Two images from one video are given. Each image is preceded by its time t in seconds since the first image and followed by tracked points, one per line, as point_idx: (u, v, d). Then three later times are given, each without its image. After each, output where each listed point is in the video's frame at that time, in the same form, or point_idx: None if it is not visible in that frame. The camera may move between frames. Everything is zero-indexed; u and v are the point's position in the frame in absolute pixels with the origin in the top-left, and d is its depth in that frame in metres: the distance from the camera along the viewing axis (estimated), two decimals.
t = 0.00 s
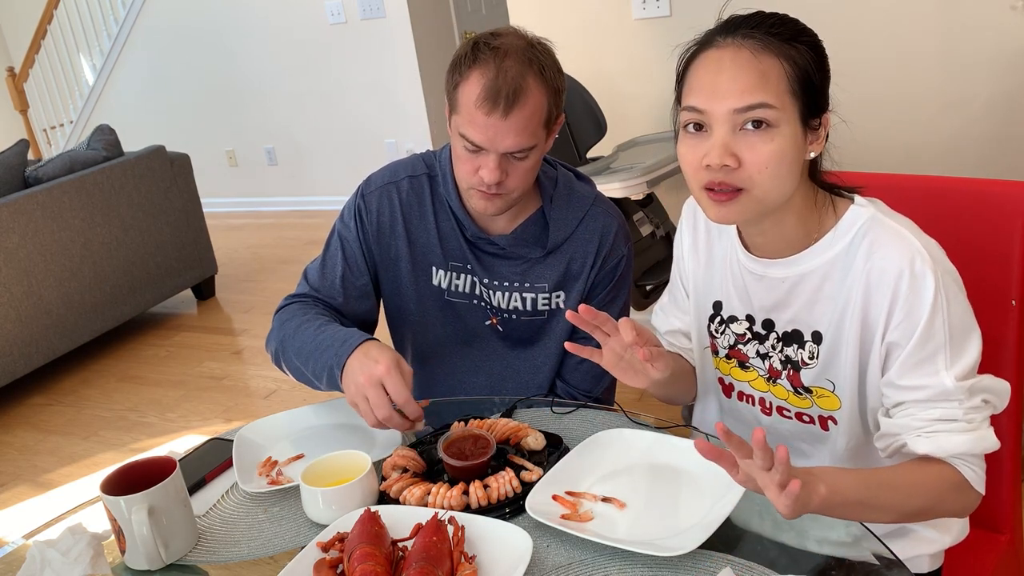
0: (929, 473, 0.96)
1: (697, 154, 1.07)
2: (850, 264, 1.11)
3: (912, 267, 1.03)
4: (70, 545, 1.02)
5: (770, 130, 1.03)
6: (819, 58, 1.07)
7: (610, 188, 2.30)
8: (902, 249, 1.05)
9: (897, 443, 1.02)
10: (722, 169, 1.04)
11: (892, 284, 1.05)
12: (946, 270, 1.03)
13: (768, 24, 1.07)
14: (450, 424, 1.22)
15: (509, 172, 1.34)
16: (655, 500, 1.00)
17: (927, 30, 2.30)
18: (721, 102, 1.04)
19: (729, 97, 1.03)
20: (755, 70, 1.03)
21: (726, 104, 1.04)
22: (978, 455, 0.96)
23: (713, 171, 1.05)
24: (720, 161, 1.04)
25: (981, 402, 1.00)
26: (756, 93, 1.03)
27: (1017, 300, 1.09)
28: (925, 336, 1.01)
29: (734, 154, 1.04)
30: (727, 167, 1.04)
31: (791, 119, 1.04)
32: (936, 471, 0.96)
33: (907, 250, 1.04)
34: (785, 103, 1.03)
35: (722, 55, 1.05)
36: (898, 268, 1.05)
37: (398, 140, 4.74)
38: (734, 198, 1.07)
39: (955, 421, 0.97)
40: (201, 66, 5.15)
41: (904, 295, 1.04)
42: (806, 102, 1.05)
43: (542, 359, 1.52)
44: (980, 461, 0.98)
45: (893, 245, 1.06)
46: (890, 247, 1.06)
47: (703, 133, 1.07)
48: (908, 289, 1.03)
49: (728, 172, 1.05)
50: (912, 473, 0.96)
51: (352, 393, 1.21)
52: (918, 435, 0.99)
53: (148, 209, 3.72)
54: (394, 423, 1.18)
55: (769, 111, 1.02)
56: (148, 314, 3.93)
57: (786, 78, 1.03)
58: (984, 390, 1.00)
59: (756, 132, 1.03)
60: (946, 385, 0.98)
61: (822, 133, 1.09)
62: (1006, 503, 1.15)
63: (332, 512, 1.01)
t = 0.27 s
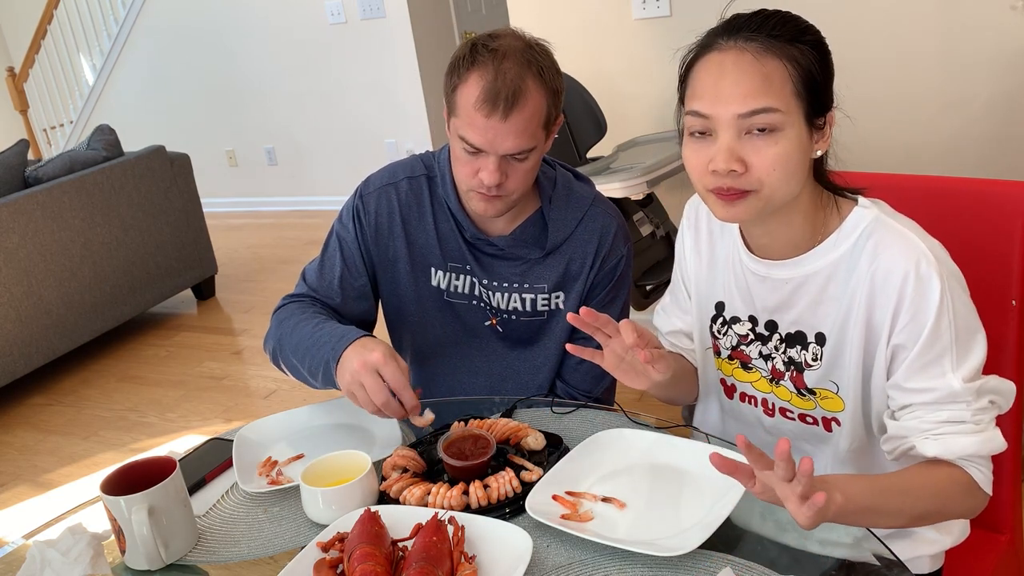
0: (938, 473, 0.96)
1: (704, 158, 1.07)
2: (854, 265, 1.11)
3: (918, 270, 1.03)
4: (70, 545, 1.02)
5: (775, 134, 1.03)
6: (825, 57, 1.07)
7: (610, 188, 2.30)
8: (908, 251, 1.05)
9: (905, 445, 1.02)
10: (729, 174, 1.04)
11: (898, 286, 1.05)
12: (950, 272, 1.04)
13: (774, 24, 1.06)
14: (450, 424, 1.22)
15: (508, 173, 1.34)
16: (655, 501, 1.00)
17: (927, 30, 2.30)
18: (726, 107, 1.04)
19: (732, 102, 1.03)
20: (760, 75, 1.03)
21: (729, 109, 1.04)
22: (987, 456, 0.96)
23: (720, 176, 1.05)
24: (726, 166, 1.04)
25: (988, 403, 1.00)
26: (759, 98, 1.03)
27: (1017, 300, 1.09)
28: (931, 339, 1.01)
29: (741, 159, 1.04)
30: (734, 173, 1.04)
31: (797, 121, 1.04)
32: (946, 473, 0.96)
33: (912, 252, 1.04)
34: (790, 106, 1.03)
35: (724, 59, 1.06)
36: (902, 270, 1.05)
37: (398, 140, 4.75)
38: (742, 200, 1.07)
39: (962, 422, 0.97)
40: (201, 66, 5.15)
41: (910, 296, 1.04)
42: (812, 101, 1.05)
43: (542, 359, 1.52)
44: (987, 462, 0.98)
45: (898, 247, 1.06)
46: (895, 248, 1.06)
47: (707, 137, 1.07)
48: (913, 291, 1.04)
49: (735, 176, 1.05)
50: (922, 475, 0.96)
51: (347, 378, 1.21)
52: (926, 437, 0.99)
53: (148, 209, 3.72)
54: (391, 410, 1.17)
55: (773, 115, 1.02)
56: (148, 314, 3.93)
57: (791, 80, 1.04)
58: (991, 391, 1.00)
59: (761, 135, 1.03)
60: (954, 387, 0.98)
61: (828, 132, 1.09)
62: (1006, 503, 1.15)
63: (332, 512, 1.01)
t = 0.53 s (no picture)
0: (935, 475, 0.96)
1: (694, 177, 1.07)
2: (856, 264, 1.11)
3: (921, 268, 1.03)
4: (70, 545, 1.02)
5: (762, 157, 1.03)
6: (821, 67, 1.05)
7: (610, 188, 2.30)
8: (911, 250, 1.05)
9: (904, 442, 1.02)
10: (717, 196, 1.05)
11: (900, 284, 1.05)
12: (954, 270, 1.04)
13: (762, 40, 1.04)
14: (451, 424, 1.22)
15: (511, 176, 1.34)
16: (656, 500, 1.00)
17: (927, 30, 2.30)
18: (712, 130, 1.03)
19: (718, 125, 1.03)
20: (745, 100, 1.02)
21: (716, 131, 1.03)
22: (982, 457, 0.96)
23: (709, 197, 1.06)
24: (715, 188, 1.04)
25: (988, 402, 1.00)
26: (745, 123, 1.02)
27: (1017, 301, 1.09)
28: (933, 336, 1.01)
29: (729, 182, 1.04)
30: (722, 195, 1.05)
31: (784, 143, 1.03)
32: (947, 477, 0.95)
33: (916, 251, 1.04)
34: (777, 129, 1.02)
35: (708, 82, 1.04)
36: (906, 268, 1.05)
37: (398, 140, 4.75)
38: (733, 218, 1.08)
39: (962, 421, 0.97)
40: (201, 66, 5.15)
41: (912, 295, 1.04)
42: (801, 117, 1.03)
43: (541, 359, 1.51)
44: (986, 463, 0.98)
45: (900, 245, 1.06)
46: (898, 246, 1.06)
47: (698, 158, 1.07)
48: (916, 288, 1.04)
49: (725, 197, 1.06)
50: (923, 477, 0.96)
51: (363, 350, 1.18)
52: (926, 435, 0.99)
53: (148, 208, 3.72)
54: (409, 382, 1.12)
55: (760, 139, 1.02)
56: (149, 314, 3.94)
57: (777, 102, 1.02)
58: (992, 391, 1.00)
59: (748, 159, 1.03)
60: (955, 386, 0.98)
61: (826, 138, 1.07)
62: (1006, 503, 1.15)
63: (332, 512, 1.01)
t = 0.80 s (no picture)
0: (933, 473, 0.96)
1: (684, 191, 1.08)
2: (857, 262, 1.11)
3: (922, 265, 1.03)
4: (69, 545, 1.02)
5: (749, 174, 1.03)
6: (809, 82, 1.04)
7: (610, 188, 2.30)
8: (912, 247, 1.05)
9: (904, 440, 1.02)
10: (705, 212, 1.06)
11: (902, 281, 1.05)
12: (955, 267, 1.04)
13: (746, 57, 1.04)
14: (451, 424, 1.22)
15: (519, 180, 1.34)
16: (656, 500, 1.00)
17: (927, 30, 2.30)
18: (698, 147, 1.03)
19: (702, 143, 1.03)
20: (728, 119, 1.02)
21: (700, 149, 1.03)
22: (982, 455, 0.96)
23: (698, 212, 1.07)
24: (702, 205, 1.05)
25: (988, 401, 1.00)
26: (729, 141, 1.02)
27: (1017, 300, 1.09)
28: (934, 334, 1.01)
29: (716, 198, 1.05)
30: (709, 211, 1.05)
31: (771, 157, 1.03)
32: (947, 477, 0.95)
33: (917, 249, 1.04)
34: (761, 146, 1.02)
35: (692, 101, 1.05)
36: (907, 266, 1.05)
37: (398, 140, 4.74)
38: (722, 233, 1.09)
39: (962, 419, 0.97)
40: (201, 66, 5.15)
41: (913, 293, 1.04)
42: (785, 133, 1.03)
43: (542, 360, 1.51)
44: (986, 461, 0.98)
45: (901, 243, 1.06)
46: (899, 245, 1.06)
47: (686, 173, 1.07)
48: (917, 285, 1.04)
49: (712, 213, 1.06)
50: (922, 476, 0.96)
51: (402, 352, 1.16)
52: (925, 432, 0.99)
53: (148, 208, 3.72)
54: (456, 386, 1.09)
55: (745, 158, 1.02)
56: (148, 314, 3.93)
57: (761, 121, 1.02)
58: (992, 389, 1.00)
59: (736, 176, 1.03)
60: (955, 383, 0.98)
61: (815, 151, 1.07)
62: (1006, 503, 1.14)
63: (332, 512, 1.01)
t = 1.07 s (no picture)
0: (934, 473, 0.96)
1: (681, 183, 1.08)
2: (855, 264, 1.11)
3: (920, 265, 1.03)
4: (69, 545, 1.02)
5: (747, 167, 1.03)
6: (810, 75, 1.04)
7: (610, 188, 2.30)
8: (910, 247, 1.05)
9: (904, 440, 1.02)
10: (702, 204, 1.06)
11: (901, 281, 1.05)
12: (953, 266, 1.04)
13: (748, 49, 1.05)
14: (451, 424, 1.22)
15: (527, 185, 1.34)
16: (656, 500, 1.00)
17: (927, 30, 2.30)
18: (696, 138, 1.03)
19: (701, 133, 1.03)
20: (728, 109, 1.02)
21: (699, 140, 1.03)
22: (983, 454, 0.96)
23: (695, 205, 1.07)
24: (699, 197, 1.05)
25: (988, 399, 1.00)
26: (728, 132, 1.02)
27: (1017, 300, 1.09)
28: (933, 334, 1.01)
29: (713, 190, 1.05)
30: (706, 203, 1.06)
31: (770, 150, 1.03)
32: (948, 477, 0.95)
33: (915, 248, 1.04)
34: (760, 137, 1.02)
35: (694, 91, 1.05)
36: (905, 265, 1.05)
37: (398, 140, 4.74)
38: (719, 228, 1.09)
39: (962, 419, 0.97)
40: (201, 65, 5.15)
41: (912, 292, 1.04)
42: (784, 126, 1.03)
43: (544, 361, 1.51)
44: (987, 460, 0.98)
45: (899, 243, 1.06)
46: (897, 245, 1.06)
47: (684, 165, 1.07)
48: (915, 285, 1.04)
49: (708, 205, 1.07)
50: (922, 477, 0.96)
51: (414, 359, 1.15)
52: (925, 432, 0.99)
53: (148, 208, 3.72)
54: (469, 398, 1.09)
55: (743, 149, 1.02)
56: (148, 314, 3.93)
57: (760, 113, 1.02)
58: (991, 388, 1.00)
59: (734, 168, 1.03)
60: (954, 383, 0.98)
61: (814, 149, 1.07)
62: (1006, 503, 1.14)
63: (332, 512, 1.01)
